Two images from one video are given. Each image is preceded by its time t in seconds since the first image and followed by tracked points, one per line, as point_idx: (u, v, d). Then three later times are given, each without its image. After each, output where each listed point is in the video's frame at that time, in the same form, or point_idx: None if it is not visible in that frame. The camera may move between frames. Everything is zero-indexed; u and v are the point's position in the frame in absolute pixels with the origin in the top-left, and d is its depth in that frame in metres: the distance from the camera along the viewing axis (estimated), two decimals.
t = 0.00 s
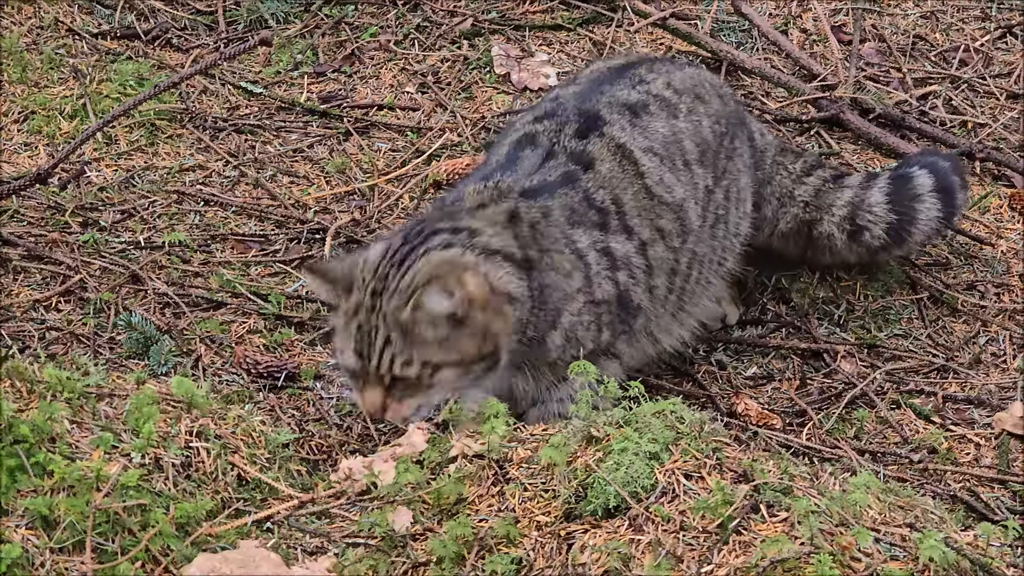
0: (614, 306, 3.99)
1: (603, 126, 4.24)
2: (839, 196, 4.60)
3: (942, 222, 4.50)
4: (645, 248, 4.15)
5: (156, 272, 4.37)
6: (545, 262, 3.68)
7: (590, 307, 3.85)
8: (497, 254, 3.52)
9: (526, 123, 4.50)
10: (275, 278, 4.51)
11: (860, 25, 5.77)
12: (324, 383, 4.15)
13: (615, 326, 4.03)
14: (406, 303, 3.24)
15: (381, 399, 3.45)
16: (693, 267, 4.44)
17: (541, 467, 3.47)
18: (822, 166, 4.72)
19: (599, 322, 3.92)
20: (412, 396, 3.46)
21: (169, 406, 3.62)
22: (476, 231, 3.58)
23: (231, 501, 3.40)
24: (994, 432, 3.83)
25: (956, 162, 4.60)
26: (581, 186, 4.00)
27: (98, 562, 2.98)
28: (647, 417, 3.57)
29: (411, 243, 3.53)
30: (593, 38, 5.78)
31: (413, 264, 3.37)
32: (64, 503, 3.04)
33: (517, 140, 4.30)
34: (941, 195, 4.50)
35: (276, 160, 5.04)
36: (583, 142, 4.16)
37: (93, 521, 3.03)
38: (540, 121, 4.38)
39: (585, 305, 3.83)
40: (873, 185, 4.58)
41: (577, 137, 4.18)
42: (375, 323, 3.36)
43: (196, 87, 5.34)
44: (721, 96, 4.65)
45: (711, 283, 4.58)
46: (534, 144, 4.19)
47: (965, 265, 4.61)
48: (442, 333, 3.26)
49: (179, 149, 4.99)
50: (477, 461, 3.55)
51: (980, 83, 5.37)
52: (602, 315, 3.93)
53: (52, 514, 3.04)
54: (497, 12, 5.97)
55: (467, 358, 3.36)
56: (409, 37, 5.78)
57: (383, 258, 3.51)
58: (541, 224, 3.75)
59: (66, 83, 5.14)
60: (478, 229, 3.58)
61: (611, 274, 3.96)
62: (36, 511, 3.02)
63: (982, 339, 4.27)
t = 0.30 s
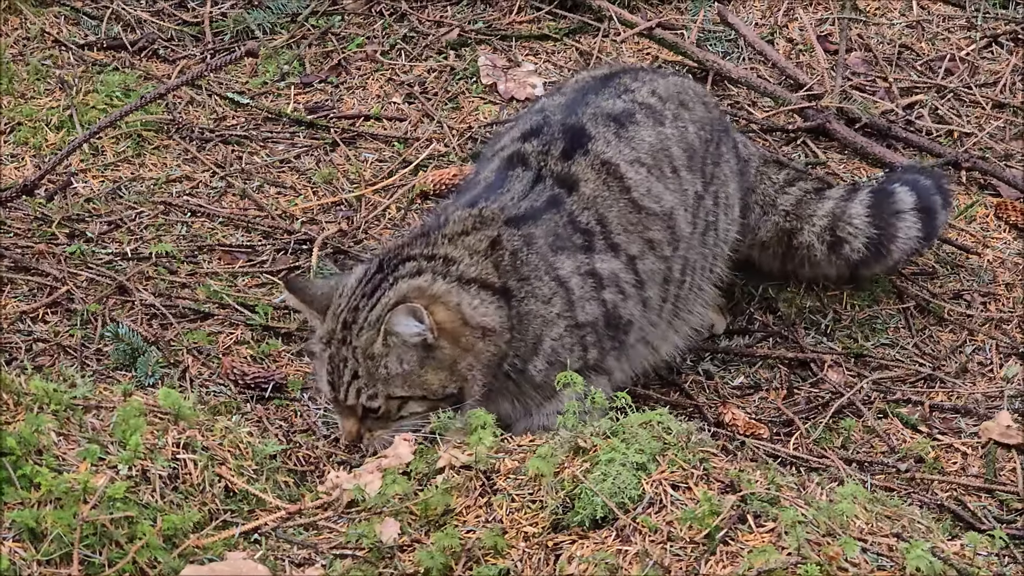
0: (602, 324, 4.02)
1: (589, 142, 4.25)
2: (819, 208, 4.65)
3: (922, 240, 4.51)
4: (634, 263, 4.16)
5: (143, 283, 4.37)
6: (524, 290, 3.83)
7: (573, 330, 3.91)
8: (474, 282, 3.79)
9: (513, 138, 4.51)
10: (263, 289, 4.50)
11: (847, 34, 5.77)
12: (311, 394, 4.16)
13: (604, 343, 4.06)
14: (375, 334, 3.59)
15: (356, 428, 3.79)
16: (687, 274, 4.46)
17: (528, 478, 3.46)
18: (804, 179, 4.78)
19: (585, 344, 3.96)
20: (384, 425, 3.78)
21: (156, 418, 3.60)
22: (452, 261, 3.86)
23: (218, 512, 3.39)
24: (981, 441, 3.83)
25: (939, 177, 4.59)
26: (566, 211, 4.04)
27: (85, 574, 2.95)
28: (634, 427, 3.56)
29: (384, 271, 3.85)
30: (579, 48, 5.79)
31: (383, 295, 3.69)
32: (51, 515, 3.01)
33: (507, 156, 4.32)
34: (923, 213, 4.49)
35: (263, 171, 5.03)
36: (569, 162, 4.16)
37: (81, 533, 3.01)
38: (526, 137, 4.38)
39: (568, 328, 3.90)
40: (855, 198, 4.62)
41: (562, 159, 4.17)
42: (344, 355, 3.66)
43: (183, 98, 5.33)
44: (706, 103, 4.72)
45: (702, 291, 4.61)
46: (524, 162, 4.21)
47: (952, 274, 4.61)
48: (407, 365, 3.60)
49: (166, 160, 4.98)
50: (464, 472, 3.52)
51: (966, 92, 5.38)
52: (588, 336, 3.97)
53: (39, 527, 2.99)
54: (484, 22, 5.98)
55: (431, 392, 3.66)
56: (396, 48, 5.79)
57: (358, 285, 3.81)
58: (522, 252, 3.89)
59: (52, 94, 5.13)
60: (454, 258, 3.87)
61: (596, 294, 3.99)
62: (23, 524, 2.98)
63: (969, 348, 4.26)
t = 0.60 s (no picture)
0: (601, 330, 4.06)
1: (593, 152, 4.29)
2: (820, 210, 4.68)
3: (923, 236, 4.53)
4: (635, 270, 4.20)
5: (141, 289, 4.37)
6: (526, 289, 3.87)
7: (572, 334, 3.94)
8: (482, 274, 3.80)
9: (517, 146, 4.56)
10: (260, 296, 4.51)
11: (841, 41, 5.80)
12: (309, 401, 4.17)
13: (604, 349, 4.09)
14: (406, 316, 3.56)
15: (379, 413, 3.73)
16: (691, 281, 4.51)
17: (527, 483, 3.47)
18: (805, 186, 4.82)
19: (584, 349, 3.99)
20: (407, 411, 3.76)
21: (154, 425, 3.60)
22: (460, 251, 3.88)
23: (218, 518, 3.38)
24: (977, 446, 3.85)
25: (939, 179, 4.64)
26: (566, 218, 4.08)
27: None
28: (633, 433, 3.59)
29: (399, 258, 3.82)
30: (575, 55, 5.81)
31: (408, 281, 3.66)
32: (52, 521, 3.03)
33: (513, 160, 4.38)
34: (920, 210, 4.53)
35: (259, 178, 5.04)
36: (572, 173, 4.21)
37: (81, 539, 3.03)
38: (532, 144, 4.42)
39: (568, 332, 3.93)
40: (852, 202, 4.65)
41: (567, 168, 4.22)
42: (373, 340, 3.61)
43: (179, 105, 5.34)
44: (710, 110, 4.76)
45: (706, 295, 4.67)
46: (529, 167, 4.26)
47: (947, 280, 4.63)
48: (438, 349, 3.60)
49: (163, 167, 4.99)
50: (463, 477, 3.53)
51: (961, 99, 5.40)
52: (587, 341, 4.01)
53: (39, 532, 3.02)
54: (479, 29, 5.98)
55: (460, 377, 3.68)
56: (392, 54, 5.80)
57: (374, 272, 3.77)
58: (523, 253, 3.93)
59: (49, 101, 5.13)
60: (462, 250, 3.89)
61: (595, 301, 4.03)
62: (23, 529, 3.00)
63: (965, 353, 4.28)
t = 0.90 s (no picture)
0: (602, 329, 4.09)
1: (589, 164, 4.30)
2: (815, 225, 4.58)
3: (917, 252, 4.43)
4: (629, 280, 4.21)
5: (145, 293, 4.38)
6: (531, 288, 3.85)
7: (575, 332, 3.95)
8: (489, 277, 3.77)
9: (514, 156, 4.56)
10: (264, 300, 4.51)
11: (843, 45, 5.83)
12: (314, 404, 4.17)
13: (603, 349, 4.12)
14: (425, 324, 3.50)
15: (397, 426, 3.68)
16: (676, 304, 4.51)
17: (533, 486, 3.49)
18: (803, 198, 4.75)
19: (586, 347, 4.01)
20: (426, 419, 3.72)
21: (160, 428, 3.63)
22: (465, 255, 3.84)
23: (224, 521, 3.39)
24: (980, 449, 3.89)
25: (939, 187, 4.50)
26: (565, 216, 4.10)
27: None
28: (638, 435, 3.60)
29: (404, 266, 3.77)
30: (578, 60, 5.83)
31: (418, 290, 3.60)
32: (58, 524, 2.98)
33: (509, 168, 4.37)
34: (914, 224, 4.42)
35: (263, 182, 5.05)
36: (569, 178, 4.23)
37: (88, 542, 2.99)
38: (529, 154, 4.43)
39: (571, 330, 3.94)
40: (847, 217, 4.54)
41: (564, 174, 4.24)
42: (391, 353, 3.54)
43: (183, 109, 5.36)
44: (706, 127, 4.69)
45: (694, 317, 4.66)
46: (526, 175, 4.27)
47: (950, 284, 4.67)
48: (457, 355, 3.55)
49: (167, 171, 5.00)
50: (468, 480, 3.56)
51: (963, 103, 5.44)
52: (589, 339, 4.03)
53: (46, 535, 2.97)
54: (482, 33, 6.00)
55: (478, 381, 3.63)
56: (395, 59, 5.82)
57: (378, 284, 3.70)
58: (527, 250, 3.92)
59: (53, 106, 5.15)
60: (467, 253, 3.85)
61: (597, 297, 4.06)
62: (30, 532, 2.95)
63: (967, 357, 4.32)
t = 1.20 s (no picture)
0: (604, 339, 4.08)
1: (590, 176, 4.33)
2: (814, 241, 4.60)
3: (917, 275, 4.42)
4: (631, 291, 4.20)
5: (151, 296, 4.37)
6: (534, 296, 3.84)
7: (577, 341, 3.94)
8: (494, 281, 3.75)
9: (516, 167, 4.58)
10: (270, 303, 4.51)
11: (849, 49, 5.85)
12: (320, 406, 4.17)
13: (605, 359, 4.11)
14: (439, 318, 3.48)
15: (405, 425, 3.66)
16: (676, 318, 4.48)
17: (539, 488, 3.47)
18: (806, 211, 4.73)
19: (588, 357, 4.01)
20: (434, 420, 3.69)
21: (168, 429, 3.63)
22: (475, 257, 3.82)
23: (231, 522, 3.39)
24: (985, 453, 3.92)
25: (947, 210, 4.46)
26: (566, 227, 4.11)
27: None
28: (645, 438, 3.58)
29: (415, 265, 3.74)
30: (583, 63, 5.85)
31: (430, 287, 3.57)
32: (66, 525, 2.98)
33: (510, 181, 4.39)
34: (916, 246, 4.41)
35: (269, 185, 5.07)
36: (571, 190, 4.26)
37: (95, 543, 2.99)
38: (531, 167, 4.46)
39: (573, 339, 3.92)
40: (848, 235, 4.55)
41: (565, 186, 4.27)
42: (404, 348, 3.52)
43: (189, 113, 5.38)
44: (711, 141, 4.66)
45: (695, 330, 4.64)
46: (526, 188, 4.29)
47: (955, 287, 4.69)
48: (469, 354, 3.55)
49: (173, 174, 5.02)
50: (475, 482, 3.55)
51: (969, 107, 5.47)
52: (591, 348, 4.02)
53: (54, 536, 2.98)
54: (488, 37, 6.02)
55: (489, 383, 3.64)
56: (401, 62, 5.84)
57: (389, 280, 3.66)
58: (529, 259, 3.91)
59: (60, 109, 5.17)
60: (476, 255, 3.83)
61: (598, 307, 4.05)
62: (39, 533, 2.97)
63: (973, 360, 4.35)
